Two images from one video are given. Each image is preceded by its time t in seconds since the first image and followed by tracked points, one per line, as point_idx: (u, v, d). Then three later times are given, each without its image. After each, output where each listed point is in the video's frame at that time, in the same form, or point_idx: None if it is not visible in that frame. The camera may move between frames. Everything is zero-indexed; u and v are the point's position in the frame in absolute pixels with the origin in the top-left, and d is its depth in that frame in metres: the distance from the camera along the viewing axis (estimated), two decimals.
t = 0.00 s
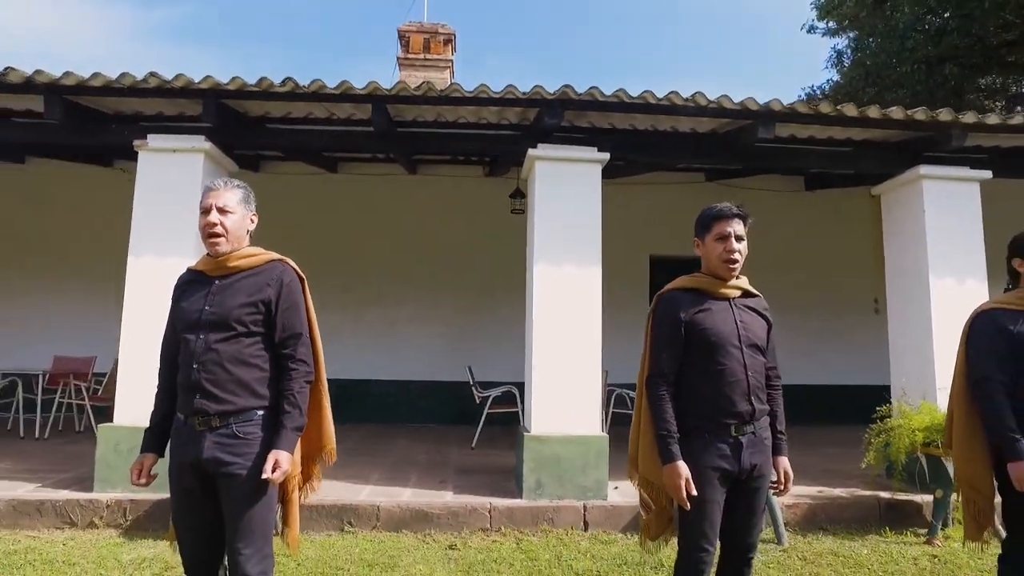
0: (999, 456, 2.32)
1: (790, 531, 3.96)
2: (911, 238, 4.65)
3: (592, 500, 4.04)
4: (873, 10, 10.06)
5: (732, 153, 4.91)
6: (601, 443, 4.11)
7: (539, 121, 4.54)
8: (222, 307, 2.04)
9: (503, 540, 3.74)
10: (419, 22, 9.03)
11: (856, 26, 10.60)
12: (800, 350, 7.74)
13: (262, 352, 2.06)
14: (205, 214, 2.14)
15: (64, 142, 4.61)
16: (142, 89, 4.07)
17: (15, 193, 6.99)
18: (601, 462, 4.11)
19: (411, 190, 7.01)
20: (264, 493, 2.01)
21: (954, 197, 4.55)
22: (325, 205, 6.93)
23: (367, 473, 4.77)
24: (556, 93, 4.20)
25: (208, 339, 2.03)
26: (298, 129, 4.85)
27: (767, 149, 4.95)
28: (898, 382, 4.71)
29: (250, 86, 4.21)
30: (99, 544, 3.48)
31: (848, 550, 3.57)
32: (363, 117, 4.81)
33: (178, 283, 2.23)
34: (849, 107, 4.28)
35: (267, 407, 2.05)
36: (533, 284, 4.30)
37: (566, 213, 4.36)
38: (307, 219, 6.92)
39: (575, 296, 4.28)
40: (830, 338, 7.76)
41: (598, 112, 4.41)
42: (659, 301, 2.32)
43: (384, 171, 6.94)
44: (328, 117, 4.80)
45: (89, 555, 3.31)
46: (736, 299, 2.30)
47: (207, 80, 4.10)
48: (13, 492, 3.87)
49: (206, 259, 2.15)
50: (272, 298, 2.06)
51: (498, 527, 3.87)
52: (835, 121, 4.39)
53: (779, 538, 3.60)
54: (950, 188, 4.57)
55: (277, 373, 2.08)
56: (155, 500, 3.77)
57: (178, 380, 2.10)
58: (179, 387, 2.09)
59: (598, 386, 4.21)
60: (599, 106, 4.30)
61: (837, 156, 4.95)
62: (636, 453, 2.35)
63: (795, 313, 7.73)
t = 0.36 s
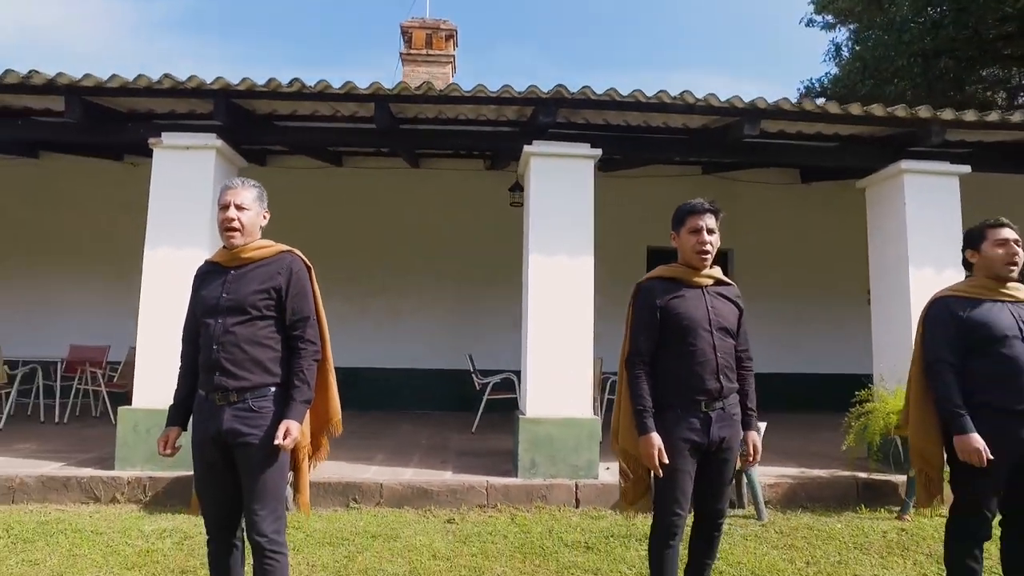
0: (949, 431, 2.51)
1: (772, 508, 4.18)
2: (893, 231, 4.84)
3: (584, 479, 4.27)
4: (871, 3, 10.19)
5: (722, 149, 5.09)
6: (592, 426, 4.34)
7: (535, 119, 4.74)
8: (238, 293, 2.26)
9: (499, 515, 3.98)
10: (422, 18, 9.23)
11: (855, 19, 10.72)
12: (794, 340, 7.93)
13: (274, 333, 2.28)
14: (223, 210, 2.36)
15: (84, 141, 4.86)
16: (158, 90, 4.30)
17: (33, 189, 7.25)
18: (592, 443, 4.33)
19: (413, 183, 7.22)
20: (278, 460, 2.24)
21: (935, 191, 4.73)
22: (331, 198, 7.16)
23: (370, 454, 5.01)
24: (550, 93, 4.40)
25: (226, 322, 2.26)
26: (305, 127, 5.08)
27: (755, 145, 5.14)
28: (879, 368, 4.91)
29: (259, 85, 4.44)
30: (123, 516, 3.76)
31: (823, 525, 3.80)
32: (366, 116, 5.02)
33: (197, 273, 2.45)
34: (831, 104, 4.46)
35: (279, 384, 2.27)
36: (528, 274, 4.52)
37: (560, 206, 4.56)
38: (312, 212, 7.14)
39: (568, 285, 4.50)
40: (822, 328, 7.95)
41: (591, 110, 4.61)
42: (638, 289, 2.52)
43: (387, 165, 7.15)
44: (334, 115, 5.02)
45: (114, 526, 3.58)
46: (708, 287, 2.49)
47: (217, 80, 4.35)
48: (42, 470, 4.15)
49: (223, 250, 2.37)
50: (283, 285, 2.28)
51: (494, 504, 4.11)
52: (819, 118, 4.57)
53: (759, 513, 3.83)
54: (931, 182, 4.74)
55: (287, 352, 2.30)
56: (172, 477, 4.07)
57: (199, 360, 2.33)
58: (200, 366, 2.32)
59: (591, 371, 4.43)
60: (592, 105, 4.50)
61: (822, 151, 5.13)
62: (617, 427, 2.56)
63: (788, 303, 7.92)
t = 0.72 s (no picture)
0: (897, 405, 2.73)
1: (750, 484, 4.42)
2: (871, 220, 5.03)
3: (572, 456, 4.51)
4: None
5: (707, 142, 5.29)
6: (579, 406, 4.57)
7: (526, 114, 4.95)
8: (244, 278, 2.50)
9: (491, 489, 4.23)
10: (421, 13, 9.41)
11: (851, 11, 10.84)
12: (785, 327, 8.14)
13: (277, 314, 2.52)
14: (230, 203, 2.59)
15: (97, 136, 5.12)
16: (167, 89, 4.55)
17: (46, 181, 7.51)
18: (580, 422, 4.57)
19: (413, 175, 7.44)
20: (281, 428, 2.49)
21: (911, 182, 4.91)
22: (334, 190, 7.38)
23: (370, 434, 5.27)
24: (540, 89, 4.61)
25: (234, 304, 2.49)
26: (307, 122, 5.34)
27: (739, 137, 5.33)
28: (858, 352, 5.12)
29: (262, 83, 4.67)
30: (139, 489, 4.04)
31: (795, 498, 4.04)
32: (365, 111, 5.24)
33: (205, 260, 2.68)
34: (810, 99, 4.65)
35: (281, 360, 2.51)
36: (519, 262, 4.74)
37: (550, 198, 4.78)
38: (315, 203, 7.37)
39: (558, 272, 4.72)
40: (812, 315, 8.15)
41: (579, 104, 4.81)
42: (612, 275, 2.73)
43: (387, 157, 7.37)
44: (334, 111, 5.23)
45: (132, 497, 3.88)
46: (675, 273, 2.69)
47: (223, 78, 4.59)
48: (63, 448, 4.44)
49: (229, 239, 2.59)
50: (285, 271, 2.52)
51: (486, 479, 4.36)
52: (799, 112, 4.75)
53: (736, 487, 4.06)
54: (907, 173, 4.93)
55: (288, 332, 2.54)
56: (183, 454, 4.35)
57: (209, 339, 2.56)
58: (210, 344, 2.55)
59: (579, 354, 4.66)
60: (580, 100, 4.70)
61: (805, 143, 5.32)
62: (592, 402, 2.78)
63: (779, 291, 8.13)
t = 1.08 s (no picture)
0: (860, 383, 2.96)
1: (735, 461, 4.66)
2: (855, 210, 5.23)
3: (566, 434, 4.76)
4: None
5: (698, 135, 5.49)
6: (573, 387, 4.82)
7: (523, 109, 5.16)
8: (260, 266, 2.74)
9: (489, 465, 4.50)
10: (423, 5, 9.56)
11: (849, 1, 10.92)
12: (778, 313, 8.35)
13: (290, 299, 2.76)
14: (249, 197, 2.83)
15: (114, 131, 5.38)
16: (182, 86, 4.79)
17: (62, 173, 7.76)
18: (574, 403, 4.83)
19: (416, 166, 7.66)
20: (294, 403, 2.74)
21: (893, 173, 5.10)
22: (339, 181, 7.62)
23: (375, 415, 5.54)
24: (535, 85, 4.83)
25: (251, 289, 2.74)
26: (314, 117, 5.56)
27: (729, 130, 5.52)
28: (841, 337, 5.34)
29: (272, 80, 4.91)
30: (160, 464, 4.32)
31: (775, 473, 4.28)
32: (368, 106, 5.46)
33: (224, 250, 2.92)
34: (795, 94, 4.84)
35: (294, 340, 2.76)
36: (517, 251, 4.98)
37: (546, 190, 5.01)
38: (321, 194, 7.61)
39: (553, 261, 4.95)
40: (805, 302, 8.36)
41: (573, 99, 5.02)
42: (597, 263, 2.95)
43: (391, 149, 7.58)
44: (339, 106, 5.45)
45: (156, 472, 4.17)
46: (655, 261, 2.92)
47: (234, 76, 4.82)
48: (88, 427, 4.73)
49: (246, 231, 2.83)
50: (298, 260, 2.76)
51: (485, 456, 4.62)
52: (784, 106, 4.95)
53: (720, 463, 4.31)
54: (890, 165, 5.12)
55: (300, 315, 2.78)
56: (201, 432, 4.64)
57: (228, 321, 2.81)
58: (229, 326, 2.80)
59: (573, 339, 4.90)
60: (574, 95, 4.91)
61: (792, 135, 5.50)
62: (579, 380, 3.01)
63: (773, 279, 8.34)
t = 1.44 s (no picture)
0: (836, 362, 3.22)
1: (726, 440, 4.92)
2: (844, 203, 5.47)
3: (566, 414, 5.05)
4: None
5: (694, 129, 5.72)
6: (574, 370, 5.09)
7: (526, 106, 5.42)
8: (288, 254, 3.02)
9: (494, 442, 4.79)
10: (429, 1, 9.79)
11: None
12: (775, 302, 8.60)
13: (314, 285, 3.04)
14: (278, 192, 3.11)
15: (138, 128, 5.67)
16: (204, 85, 5.08)
17: (82, 167, 8.06)
18: (574, 385, 5.11)
19: (424, 160, 7.92)
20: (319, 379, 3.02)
21: (880, 167, 5.34)
22: (349, 174, 7.89)
23: (387, 398, 5.84)
24: (538, 84, 5.09)
25: (279, 275, 3.02)
26: (327, 113, 5.83)
27: (724, 125, 5.76)
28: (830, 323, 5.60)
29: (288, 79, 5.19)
30: (188, 442, 4.63)
31: (763, 450, 4.54)
32: (378, 103, 5.72)
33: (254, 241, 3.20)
34: (785, 91, 5.08)
35: (317, 322, 3.04)
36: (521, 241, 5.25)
37: (548, 183, 5.27)
38: (331, 187, 7.88)
39: (555, 251, 5.22)
40: (801, 291, 8.61)
41: (574, 97, 5.27)
42: (593, 252, 3.22)
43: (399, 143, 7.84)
44: (351, 104, 5.72)
45: (186, 448, 4.50)
46: (646, 251, 3.18)
47: (253, 76, 5.11)
48: (119, 407, 5.06)
49: (274, 223, 3.11)
50: (322, 249, 3.05)
51: (491, 434, 4.92)
52: (775, 103, 5.18)
53: (711, 440, 4.58)
54: (877, 159, 5.35)
55: (324, 299, 3.07)
56: (224, 412, 4.95)
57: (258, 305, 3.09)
58: (259, 309, 3.08)
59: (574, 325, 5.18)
60: (574, 93, 5.17)
61: (784, 130, 5.74)
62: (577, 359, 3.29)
63: (770, 268, 8.57)
